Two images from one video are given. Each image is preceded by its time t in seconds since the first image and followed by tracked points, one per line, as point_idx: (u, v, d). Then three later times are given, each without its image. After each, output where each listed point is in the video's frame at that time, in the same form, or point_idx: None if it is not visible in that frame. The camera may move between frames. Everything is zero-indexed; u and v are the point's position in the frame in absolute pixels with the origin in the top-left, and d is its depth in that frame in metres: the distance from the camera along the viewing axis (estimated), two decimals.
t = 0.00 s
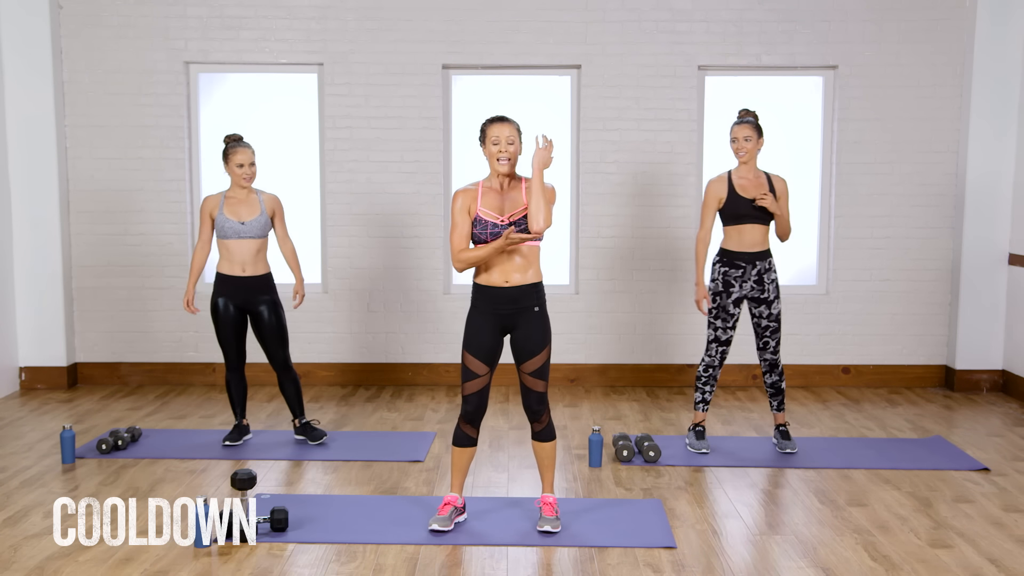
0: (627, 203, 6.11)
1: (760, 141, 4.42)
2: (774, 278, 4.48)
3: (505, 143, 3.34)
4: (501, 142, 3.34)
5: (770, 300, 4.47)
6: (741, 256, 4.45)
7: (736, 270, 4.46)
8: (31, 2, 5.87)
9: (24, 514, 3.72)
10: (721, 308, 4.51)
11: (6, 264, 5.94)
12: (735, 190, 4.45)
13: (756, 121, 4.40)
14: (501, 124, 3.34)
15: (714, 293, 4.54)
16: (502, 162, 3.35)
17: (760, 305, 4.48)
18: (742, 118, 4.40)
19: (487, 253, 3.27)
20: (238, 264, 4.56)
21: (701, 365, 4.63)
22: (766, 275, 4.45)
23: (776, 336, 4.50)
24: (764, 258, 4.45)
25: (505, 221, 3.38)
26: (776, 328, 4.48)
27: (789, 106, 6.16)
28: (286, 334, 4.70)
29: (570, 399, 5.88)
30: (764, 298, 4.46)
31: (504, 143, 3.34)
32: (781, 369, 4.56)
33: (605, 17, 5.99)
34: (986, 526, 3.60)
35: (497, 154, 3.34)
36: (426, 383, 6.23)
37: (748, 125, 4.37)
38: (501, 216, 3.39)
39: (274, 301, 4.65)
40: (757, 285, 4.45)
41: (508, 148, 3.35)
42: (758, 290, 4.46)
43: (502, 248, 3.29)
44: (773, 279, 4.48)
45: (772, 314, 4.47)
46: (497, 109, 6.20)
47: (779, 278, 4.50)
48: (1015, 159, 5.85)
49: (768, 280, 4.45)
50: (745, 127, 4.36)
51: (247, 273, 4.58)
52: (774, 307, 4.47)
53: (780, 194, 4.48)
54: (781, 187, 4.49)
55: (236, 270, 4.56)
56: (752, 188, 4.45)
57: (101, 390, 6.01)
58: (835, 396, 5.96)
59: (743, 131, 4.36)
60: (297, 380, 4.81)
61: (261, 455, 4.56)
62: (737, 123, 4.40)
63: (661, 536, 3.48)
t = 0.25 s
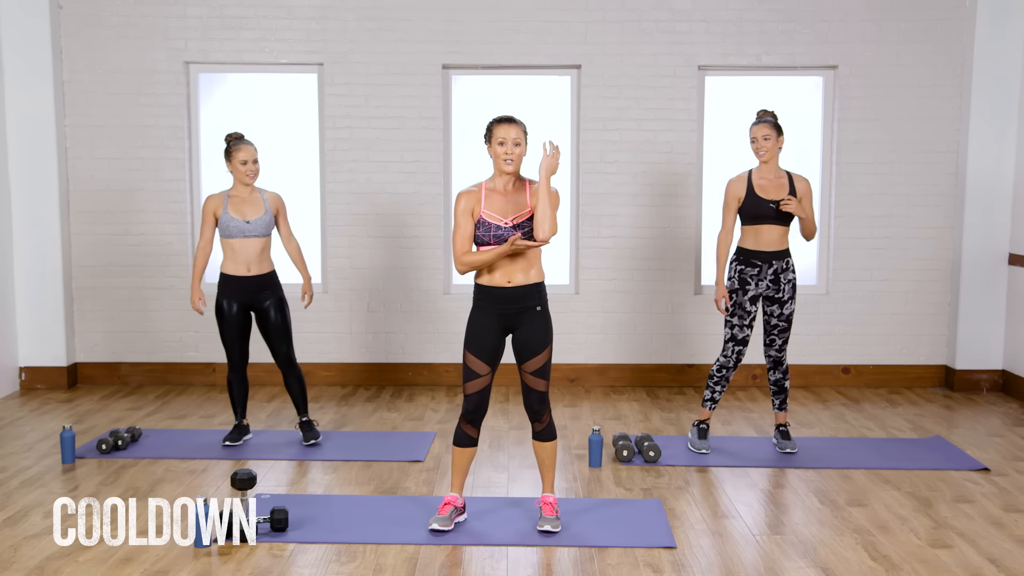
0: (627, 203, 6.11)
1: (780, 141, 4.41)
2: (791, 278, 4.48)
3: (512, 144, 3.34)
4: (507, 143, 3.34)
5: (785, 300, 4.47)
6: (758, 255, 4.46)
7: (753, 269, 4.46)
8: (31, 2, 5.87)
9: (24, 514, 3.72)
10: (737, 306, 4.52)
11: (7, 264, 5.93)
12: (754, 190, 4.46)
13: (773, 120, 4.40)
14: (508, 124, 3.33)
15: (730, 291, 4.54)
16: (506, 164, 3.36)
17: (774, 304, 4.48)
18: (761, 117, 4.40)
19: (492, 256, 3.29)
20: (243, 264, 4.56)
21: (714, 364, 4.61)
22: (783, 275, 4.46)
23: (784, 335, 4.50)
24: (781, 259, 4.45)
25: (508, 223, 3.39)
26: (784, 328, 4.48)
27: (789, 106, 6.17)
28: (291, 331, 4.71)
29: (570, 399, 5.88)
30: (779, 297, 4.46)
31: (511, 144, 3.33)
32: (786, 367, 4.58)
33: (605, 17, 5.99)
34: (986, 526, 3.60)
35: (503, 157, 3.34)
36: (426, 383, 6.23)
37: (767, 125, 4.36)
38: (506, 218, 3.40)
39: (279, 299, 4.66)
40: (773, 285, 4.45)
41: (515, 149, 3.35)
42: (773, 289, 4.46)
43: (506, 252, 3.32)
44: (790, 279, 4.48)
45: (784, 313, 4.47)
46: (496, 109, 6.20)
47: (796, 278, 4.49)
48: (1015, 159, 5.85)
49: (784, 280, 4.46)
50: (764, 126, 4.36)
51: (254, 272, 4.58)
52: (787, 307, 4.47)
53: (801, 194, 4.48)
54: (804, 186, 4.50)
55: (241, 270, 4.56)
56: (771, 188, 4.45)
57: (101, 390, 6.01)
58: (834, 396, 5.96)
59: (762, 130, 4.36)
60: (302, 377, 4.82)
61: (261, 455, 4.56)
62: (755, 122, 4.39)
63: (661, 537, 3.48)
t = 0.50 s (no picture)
0: (628, 203, 6.11)
1: (789, 141, 4.42)
2: (794, 278, 4.48)
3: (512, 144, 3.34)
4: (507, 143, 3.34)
5: (788, 300, 4.48)
6: (762, 254, 4.46)
7: (756, 268, 4.47)
8: (31, 2, 5.87)
9: (24, 514, 3.72)
10: (739, 304, 4.52)
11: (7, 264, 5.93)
12: (760, 189, 4.47)
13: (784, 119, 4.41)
14: (508, 124, 3.33)
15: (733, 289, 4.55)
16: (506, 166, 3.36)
17: (777, 304, 4.49)
18: (771, 117, 4.41)
19: (490, 256, 3.29)
20: (257, 265, 4.56)
21: (719, 364, 4.62)
22: (786, 275, 4.46)
23: (785, 335, 4.50)
24: (785, 258, 4.46)
25: (506, 224, 3.39)
26: (786, 328, 4.49)
27: (789, 106, 6.17)
28: (304, 333, 4.71)
29: (570, 399, 5.88)
30: (782, 297, 4.48)
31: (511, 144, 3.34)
32: (787, 367, 4.58)
33: (605, 17, 5.99)
34: (986, 526, 3.60)
35: (503, 157, 3.34)
36: (426, 383, 6.23)
37: (777, 124, 4.37)
38: (506, 218, 3.40)
39: (295, 301, 4.65)
40: (776, 284, 4.46)
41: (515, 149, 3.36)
42: (776, 289, 4.47)
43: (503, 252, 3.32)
44: (793, 279, 4.48)
45: (786, 313, 4.48)
46: (496, 109, 6.20)
47: (800, 279, 4.50)
48: (1015, 159, 5.85)
49: (788, 280, 4.46)
50: (774, 126, 4.37)
51: (266, 273, 4.58)
52: (790, 307, 4.48)
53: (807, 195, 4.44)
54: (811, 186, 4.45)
55: (255, 272, 4.57)
56: (777, 188, 4.44)
57: (101, 390, 6.01)
58: (834, 396, 5.96)
59: (771, 130, 4.37)
60: (309, 380, 4.81)
61: (261, 455, 4.56)
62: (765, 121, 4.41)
63: (661, 537, 3.48)
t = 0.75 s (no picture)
0: (628, 203, 6.11)
1: (782, 141, 4.42)
2: (786, 279, 4.48)
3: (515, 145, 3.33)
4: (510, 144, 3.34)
5: (781, 301, 4.48)
6: (752, 255, 4.47)
7: (747, 269, 4.47)
8: (31, 2, 5.87)
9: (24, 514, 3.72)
10: (730, 306, 4.52)
11: (7, 264, 5.93)
12: (750, 188, 4.48)
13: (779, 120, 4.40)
14: (513, 125, 3.33)
15: (725, 290, 4.56)
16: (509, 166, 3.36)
17: (770, 305, 4.49)
18: (766, 117, 4.39)
19: (493, 255, 3.29)
20: (275, 266, 4.56)
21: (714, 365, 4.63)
22: (778, 276, 4.46)
23: (780, 336, 4.51)
24: (776, 259, 4.46)
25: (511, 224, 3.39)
26: (781, 329, 4.49)
27: (790, 106, 6.17)
28: (321, 333, 4.72)
29: (570, 399, 5.88)
30: (775, 298, 4.47)
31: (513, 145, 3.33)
32: (784, 367, 4.57)
33: (605, 17, 5.99)
34: (986, 526, 3.60)
35: (507, 157, 3.34)
36: (426, 382, 6.23)
37: (770, 124, 4.36)
38: (507, 219, 3.40)
39: (315, 304, 4.66)
40: (768, 285, 4.46)
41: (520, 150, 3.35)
42: (768, 290, 4.47)
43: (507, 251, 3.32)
44: (785, 280, 4.48)
45: (779, 314, 4.49)
46: (496, 109, 6.20)
47: (792, 279, 4.49)
48: (1015, 159, 5.85)
49: (779, 281, 4.46)
50: (768, 126, 4.36)
51: (282, 275, 4.58)
52: (783, 308, 4.48)
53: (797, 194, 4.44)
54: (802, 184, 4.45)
55: (273, 273, 4.57)
56: (767, 187, 4.45)
57: (101, 390, 6.01)
58: (834, 396, 5.96)
59: (765, 130, 4.36)
60: (320, 380, 4.82)
61: (262, 455, 4.57)
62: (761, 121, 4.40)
63: (661, 536, 3.48)
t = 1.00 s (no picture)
0: (628, 203, 6.11)
1: (768, 142, 4.42)
2: (773, 279, 4.49)
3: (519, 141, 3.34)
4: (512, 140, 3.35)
5: (769, 301, 4.48)
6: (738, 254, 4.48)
7: (734, 268, 4.49)
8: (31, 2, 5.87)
9: (24, 514, 3.72)
10: (718, 307, 4.55)
11: (6, 264, 5.93)
12: (736, 188, 4.48)
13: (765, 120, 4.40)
14: (516, 122, 3.33)
15: (712, 290, 4.57)
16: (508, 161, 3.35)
17: (758, 305, 4.50)
18: (752, 117, 4.40)
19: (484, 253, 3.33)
20: (279, 265, 4.57)
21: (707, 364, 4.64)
22: (765, 275, 4.46)
23: (773, 336, 4.50)
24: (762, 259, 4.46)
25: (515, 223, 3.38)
26: (772, 329, 4.49)
27: (789, 106, 6.17)
28: (324, 334, 4.71)
29: (570, 399, 5.88)
30: (762, 298, 4.48)
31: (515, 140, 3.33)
32: (780, 369, 4.56)
33: (605, 17, 5.99)
34: (986, 526, 3.60)
35: (509, 158, 3.35)
36: (426, 382, 6.23)
37: (756, 124, 4.37)
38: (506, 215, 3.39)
39: (319, 304, 4.66)
40: (755, 285, 4.47)
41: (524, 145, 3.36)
42: (756, 289, 4.48)
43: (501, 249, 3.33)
44: (772, 280, 4.48)
45: (769, 314, 4.48)
46: (496, 110, 6.20)
47: (779, 278, 4.50)
48: (1016, 159, 5.85)
49: (766, 281, 4.47)
50: (754, 126, 4.36)
51: (287, 274, 4.58)
52: (772, 307, 4.48)
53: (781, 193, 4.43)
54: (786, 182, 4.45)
55: (278, 271, 4.57)
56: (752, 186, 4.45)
57: (100, 390, 6.01)
58: (834, 396, 5.96)
59: (751, 130, 4.37)
60: (321, 382, 4.81)
61: (264, 455, 4.57)
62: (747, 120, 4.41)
63: (661, 536, 3.48)
